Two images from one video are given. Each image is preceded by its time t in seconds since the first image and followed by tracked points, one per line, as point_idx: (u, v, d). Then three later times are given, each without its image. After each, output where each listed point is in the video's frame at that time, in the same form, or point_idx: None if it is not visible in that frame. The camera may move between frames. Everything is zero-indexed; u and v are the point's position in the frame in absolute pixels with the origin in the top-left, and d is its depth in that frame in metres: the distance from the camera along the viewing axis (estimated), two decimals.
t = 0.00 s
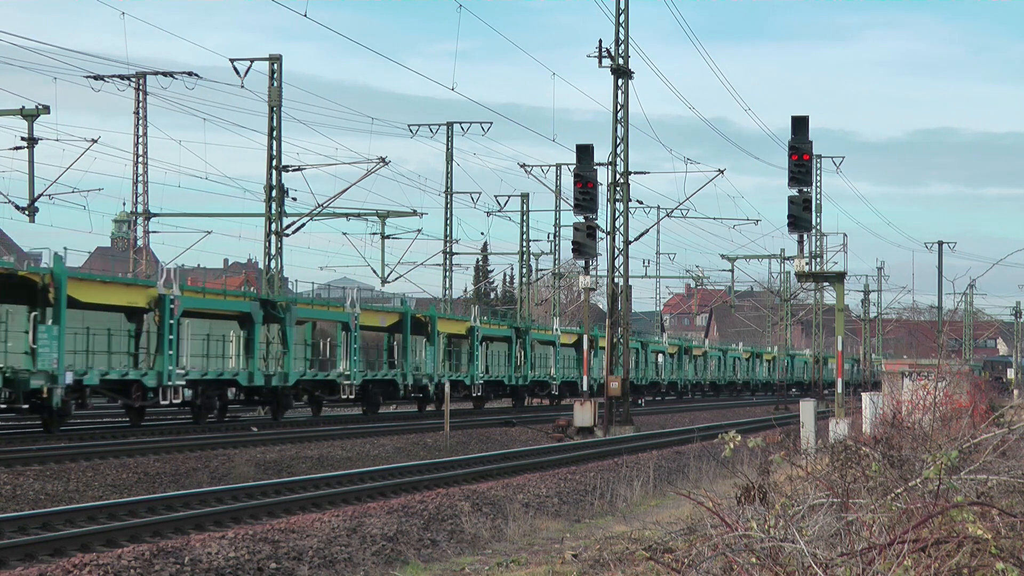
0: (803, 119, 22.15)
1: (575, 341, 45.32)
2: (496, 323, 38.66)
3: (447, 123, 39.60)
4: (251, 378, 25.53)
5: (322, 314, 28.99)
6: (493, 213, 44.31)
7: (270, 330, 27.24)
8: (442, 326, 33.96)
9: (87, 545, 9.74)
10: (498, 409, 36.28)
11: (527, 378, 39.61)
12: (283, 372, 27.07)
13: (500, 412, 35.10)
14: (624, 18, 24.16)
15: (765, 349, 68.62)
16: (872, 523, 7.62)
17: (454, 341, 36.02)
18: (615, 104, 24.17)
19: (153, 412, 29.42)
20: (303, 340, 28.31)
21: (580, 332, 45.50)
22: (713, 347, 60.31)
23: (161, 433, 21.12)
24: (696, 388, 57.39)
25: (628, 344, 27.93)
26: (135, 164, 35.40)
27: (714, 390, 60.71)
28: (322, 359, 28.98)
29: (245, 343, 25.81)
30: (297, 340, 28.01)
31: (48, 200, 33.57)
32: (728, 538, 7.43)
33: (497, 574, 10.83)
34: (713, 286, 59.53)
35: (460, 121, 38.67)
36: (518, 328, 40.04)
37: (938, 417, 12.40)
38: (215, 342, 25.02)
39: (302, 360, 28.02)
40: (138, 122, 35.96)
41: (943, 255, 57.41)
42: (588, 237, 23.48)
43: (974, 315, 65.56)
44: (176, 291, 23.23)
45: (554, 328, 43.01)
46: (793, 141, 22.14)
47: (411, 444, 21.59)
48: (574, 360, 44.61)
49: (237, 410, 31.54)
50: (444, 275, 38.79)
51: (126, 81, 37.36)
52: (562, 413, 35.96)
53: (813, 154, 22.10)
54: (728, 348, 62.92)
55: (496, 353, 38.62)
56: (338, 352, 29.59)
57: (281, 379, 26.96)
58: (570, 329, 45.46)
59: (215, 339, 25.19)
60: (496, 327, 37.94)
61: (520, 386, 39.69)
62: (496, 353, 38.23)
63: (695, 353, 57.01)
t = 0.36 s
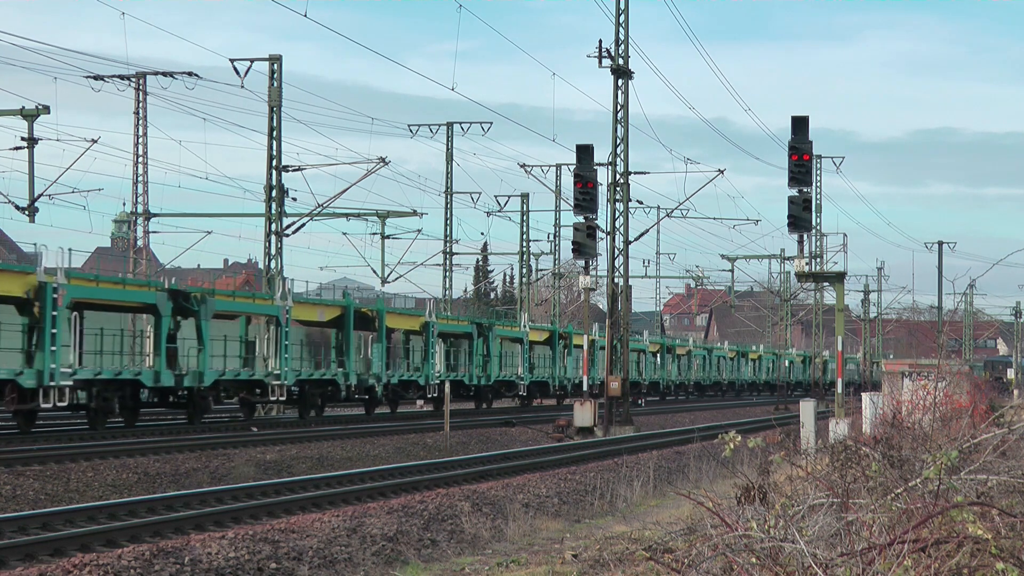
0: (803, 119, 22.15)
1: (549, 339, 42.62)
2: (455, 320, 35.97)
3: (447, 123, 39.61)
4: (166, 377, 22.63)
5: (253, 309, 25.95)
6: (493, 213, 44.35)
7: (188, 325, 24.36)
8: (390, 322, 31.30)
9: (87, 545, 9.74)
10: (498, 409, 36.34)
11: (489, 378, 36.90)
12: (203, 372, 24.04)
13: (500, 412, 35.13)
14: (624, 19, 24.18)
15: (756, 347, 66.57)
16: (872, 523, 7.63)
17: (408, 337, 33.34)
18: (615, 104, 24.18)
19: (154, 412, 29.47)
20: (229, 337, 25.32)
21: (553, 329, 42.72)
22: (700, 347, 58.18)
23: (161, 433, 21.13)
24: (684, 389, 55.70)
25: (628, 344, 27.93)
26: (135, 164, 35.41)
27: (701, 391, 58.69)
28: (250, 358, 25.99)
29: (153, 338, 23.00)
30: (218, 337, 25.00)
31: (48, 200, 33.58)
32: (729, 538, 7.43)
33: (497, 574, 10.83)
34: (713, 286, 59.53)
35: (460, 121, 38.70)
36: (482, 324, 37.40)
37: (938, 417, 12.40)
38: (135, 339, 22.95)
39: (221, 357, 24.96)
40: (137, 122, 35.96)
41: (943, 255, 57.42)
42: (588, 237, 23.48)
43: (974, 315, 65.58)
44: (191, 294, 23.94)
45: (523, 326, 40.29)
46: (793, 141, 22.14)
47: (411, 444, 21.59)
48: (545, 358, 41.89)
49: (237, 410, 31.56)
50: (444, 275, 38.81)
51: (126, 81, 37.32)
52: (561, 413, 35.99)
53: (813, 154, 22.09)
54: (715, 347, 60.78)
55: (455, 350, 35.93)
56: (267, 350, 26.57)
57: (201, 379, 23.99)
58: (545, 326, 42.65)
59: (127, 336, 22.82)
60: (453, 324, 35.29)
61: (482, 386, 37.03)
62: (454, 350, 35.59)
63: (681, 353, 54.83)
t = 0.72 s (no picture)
0: (802, 119, 22.16)
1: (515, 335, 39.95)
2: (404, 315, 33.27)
3: (447, 123, 39.66)
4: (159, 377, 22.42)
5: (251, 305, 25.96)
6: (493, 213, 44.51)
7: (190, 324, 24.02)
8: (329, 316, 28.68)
9: (87, 545, 9.74)
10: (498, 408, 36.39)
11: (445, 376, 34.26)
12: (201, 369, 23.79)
13: (499, 412, 35.15)
14: (624, 18, 24.19)
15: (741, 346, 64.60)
16: (872, 523, 7.63)
17: (354, 333, 30.80)
18: (615, 104, 24.20)
19: (154, 412, 29.52)
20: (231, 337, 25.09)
21: (519, 324, 39.98)
22: (685, 345, 56.15)
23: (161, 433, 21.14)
24: (678, 389, 55.02)
25: (628, 344, 27.92)
26: (135, 164, 35.44)
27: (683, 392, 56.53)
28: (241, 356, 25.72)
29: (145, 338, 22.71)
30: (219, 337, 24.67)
31: (49, 200, 33.60)
32: (728, 538, 7.43)
33: (497, 574, 10.83)
34: (713, 286, 59.54)
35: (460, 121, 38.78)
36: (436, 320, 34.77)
37: (938, 417, 12.39)
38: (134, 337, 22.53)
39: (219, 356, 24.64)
40: (138, 123, 35.97)
41: (943, 255, 57.44)
42: (588, 237, 23.48)
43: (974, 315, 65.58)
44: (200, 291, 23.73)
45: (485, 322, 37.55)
46: (793, 141, 22.14)
47: (411, 444, 21.58)
48: (510, 355, 39.12)
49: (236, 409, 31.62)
50: (444, 275, 38.83)
51: (126, 81, 37.25)
52: (561, 413, 36.03)
53: (813, 154, 22.10)
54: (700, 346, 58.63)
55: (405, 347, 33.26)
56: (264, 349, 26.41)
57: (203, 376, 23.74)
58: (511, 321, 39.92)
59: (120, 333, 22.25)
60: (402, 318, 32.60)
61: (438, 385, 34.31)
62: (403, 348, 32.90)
63: (666, 352, 52.71)
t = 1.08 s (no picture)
0: (803, 119, 22.15)
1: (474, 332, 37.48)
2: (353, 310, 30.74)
3: (447, 123, 39.67)
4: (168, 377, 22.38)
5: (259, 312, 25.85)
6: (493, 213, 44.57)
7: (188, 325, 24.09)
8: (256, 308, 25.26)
9: (87, 545, 9.74)
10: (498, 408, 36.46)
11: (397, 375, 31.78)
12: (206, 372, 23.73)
13: (499, 412, 35.20)
14: (624, 18, 24.18)
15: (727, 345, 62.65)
16: (872, 523, 7.63)
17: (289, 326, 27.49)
18: (615, 104, 24.20)
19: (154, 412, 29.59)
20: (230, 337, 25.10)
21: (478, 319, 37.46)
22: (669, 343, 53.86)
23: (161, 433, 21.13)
24: (678, 389, 54.94)
25: (628, 344, 27.91)
26: (134, 164, 35.44)
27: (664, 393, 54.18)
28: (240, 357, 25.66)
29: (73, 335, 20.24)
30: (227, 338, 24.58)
31: (48, 200, 33.59)
32: (728, 538, 7.44)
33: (497, 574, 10.83)
34: (713, 286, 59.55)
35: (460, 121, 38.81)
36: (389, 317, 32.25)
37: (937, 416, 12.39)
38: (144, 337, 22.11)
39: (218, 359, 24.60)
40: (137, 123, 35.97)
41: (943, 255, 57.45)
42: (588, 237, 23.48)
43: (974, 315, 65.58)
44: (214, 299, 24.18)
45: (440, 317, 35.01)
46: (793, 141, 22.14)
47: (411, 444, 21.58)
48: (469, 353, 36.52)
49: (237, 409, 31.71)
50: (443, 275, 38.83)
51: (126, 80, 37.22)
52: (561, 413, 36.07)
53: (813, 154, 22.10)
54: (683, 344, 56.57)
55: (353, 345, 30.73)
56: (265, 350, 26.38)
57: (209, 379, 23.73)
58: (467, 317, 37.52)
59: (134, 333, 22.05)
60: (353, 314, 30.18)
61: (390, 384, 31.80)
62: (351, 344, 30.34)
63: (649, 351, 50.47)
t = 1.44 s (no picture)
0: (803, 119, 22.17)
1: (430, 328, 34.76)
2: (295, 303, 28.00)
3: (447, 123, 39.68)
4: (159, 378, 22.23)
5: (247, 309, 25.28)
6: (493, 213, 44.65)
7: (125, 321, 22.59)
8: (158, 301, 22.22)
9: (87, 545, 9.75)
10: (498, 407, 36.55)
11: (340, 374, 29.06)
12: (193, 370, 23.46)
13: (499, 412, 35.25)
14: (624, 18, 24.17)
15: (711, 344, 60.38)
16: (872, 523, 7.64)
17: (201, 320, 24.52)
18: (615, 104, 24.20)
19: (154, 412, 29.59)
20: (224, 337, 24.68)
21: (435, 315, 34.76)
22: (652, 341, 51.27)
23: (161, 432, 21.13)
24: (677, 389, 54.99)
25: (628, 343, 27.91)
26: (134, 164, 35.46)
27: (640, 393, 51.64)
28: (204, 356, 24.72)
29: None
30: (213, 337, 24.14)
31: (48, 200, 33.57)
32: (728, 538, 7.45)
33: (497, 574, 10.82)
34: (713, 286, 59.56)
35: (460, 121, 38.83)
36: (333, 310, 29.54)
37: (937, 416, 12.38)
38: (26, 332, 19.77)
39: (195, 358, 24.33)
40: (138, 123, 35.97)
41: (943, 255, 57.48)
42: (588, 237, 23.48)
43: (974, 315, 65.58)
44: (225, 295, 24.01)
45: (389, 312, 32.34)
46: (793, 141, 22.15)
47: (411, 444, 21.58)
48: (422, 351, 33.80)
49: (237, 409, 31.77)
50: (443, 275, 38.84)
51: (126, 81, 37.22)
52: (561, 413, 36.11)
53: (813, 154, 22.11)
54: (666, 342, 54.29)
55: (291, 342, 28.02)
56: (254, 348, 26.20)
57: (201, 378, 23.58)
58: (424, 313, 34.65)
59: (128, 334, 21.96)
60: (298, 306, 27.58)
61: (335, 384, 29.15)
62: (292, 341, 27.66)
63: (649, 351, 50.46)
